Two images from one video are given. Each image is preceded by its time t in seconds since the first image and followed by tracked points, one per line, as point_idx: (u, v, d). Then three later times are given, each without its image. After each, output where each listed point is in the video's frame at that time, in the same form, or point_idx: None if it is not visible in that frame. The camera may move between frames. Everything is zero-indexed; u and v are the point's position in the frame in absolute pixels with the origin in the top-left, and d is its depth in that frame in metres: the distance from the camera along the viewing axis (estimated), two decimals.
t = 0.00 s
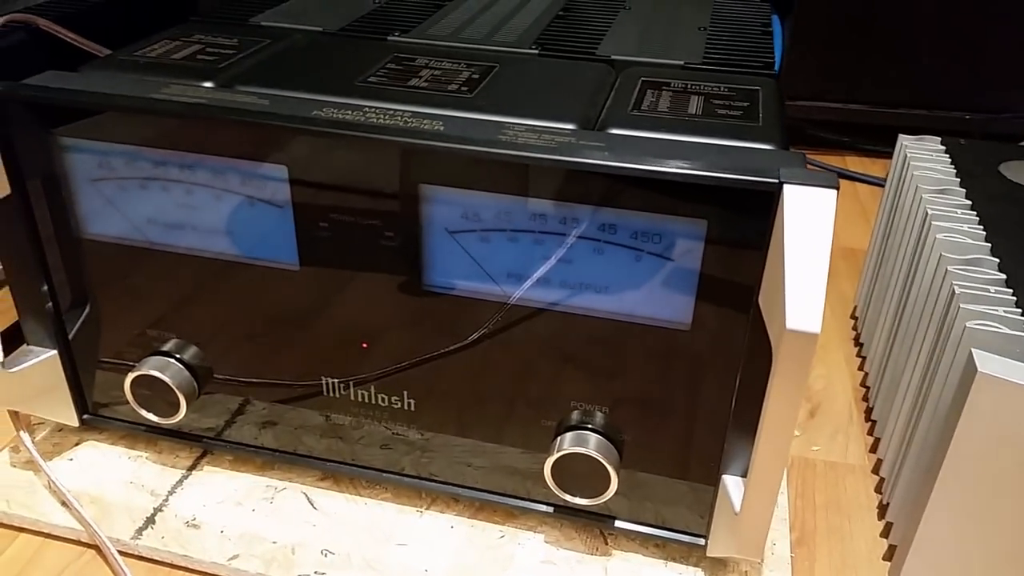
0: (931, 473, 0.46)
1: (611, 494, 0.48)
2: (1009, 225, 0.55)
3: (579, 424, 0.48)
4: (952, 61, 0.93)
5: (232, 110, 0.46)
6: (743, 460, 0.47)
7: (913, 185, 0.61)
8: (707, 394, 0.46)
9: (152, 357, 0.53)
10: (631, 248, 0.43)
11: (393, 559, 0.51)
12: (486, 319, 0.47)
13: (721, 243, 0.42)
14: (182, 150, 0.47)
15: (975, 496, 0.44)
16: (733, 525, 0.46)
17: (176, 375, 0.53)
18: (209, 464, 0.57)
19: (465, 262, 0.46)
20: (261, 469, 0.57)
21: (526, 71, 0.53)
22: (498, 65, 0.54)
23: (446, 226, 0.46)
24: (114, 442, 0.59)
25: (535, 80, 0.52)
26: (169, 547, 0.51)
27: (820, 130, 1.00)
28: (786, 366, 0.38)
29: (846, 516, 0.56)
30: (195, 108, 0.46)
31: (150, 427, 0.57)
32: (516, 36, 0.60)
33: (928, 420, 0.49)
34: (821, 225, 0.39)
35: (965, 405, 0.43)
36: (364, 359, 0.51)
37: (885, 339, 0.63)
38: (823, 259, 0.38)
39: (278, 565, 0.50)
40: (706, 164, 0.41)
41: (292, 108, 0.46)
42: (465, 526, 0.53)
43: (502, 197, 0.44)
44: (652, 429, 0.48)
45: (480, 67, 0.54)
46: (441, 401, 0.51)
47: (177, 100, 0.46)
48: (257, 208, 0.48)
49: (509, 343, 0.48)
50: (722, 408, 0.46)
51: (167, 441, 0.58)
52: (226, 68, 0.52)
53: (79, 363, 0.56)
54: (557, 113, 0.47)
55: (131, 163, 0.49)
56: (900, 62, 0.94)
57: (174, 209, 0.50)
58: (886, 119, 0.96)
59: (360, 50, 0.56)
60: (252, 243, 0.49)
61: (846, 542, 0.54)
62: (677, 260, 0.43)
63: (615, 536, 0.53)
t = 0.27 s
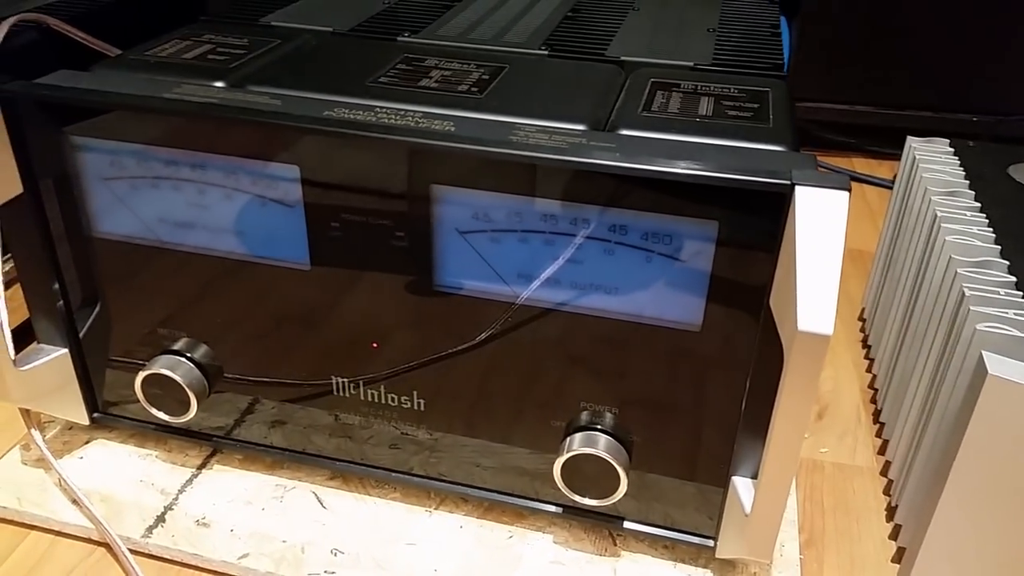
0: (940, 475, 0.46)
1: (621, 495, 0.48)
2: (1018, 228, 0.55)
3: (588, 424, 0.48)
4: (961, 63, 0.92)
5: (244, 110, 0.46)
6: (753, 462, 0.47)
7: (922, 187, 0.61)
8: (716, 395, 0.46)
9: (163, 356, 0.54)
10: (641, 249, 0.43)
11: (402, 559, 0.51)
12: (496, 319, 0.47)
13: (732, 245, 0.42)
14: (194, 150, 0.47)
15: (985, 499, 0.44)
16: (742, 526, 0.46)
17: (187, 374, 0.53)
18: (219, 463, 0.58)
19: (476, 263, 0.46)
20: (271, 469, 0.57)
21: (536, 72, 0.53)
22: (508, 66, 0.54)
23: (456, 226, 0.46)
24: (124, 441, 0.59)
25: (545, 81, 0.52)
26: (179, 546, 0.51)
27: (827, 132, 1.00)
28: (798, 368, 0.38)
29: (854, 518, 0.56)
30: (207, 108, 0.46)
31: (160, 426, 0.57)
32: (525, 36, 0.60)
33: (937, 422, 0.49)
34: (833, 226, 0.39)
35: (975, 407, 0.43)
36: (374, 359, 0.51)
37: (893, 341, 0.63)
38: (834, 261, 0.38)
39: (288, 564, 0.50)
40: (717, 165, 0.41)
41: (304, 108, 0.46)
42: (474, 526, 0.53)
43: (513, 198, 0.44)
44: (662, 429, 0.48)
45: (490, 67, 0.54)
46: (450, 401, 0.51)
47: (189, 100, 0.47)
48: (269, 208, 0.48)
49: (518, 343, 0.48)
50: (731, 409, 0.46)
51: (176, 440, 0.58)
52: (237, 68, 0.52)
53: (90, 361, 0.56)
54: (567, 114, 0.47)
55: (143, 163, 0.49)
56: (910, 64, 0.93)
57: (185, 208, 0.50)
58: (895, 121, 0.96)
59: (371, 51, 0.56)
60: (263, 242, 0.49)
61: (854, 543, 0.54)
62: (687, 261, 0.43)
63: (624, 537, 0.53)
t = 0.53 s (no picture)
0: (958, 486, 0.46)
1: (637, 504, 0.48)
2: None
3: (603, 433, 0.49)
4: (978, 71, 0.92)
5: (263, 120, 0.46)
6: (769, 472, 0.47)
7: (936, 196, 0.61)
8: (733, 404, 0.46)
9: (180, 362, 0.54)
10: (658, 258, 0.44)
11: (418, 567, 0.51)
12: (512, 328, 0.48)
13: (750, 254, 0.42)
14: (213, 159, 0.48)
15: (1003, 510, 0.44)
16: (759, 536, 0.46)
17: (204, 381, 0.53)
18: (235, 469, 0.58)
19: (493, 271, 0.47)
20: (287, 475, 0.57)
21: (552, 80, 0.53)
22: (524, 74, 0.55)
23: (473, 234, 0.46)
24: (140, 447, 0.59)
25: (561, 89, 0.52)
26: (196, 552, 0.51)
27: (839, 138, 1.00)
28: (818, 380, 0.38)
29: (870, 526, 0.56)
30: (225, 117, 0.46)
31: (176, 432, 0.58)
32: (540, 45, 0.60)
33: (954, 432, 0.49)
34: (852, 237, 0.39)
35: (994, 418, 0.43)
36: (390, 367, 0.51)
37: (908, 349, 0.63)
38: (854, 271, 0.38)
39: (304, 571, 0.51)
40: (735, 175, 0.41)
41: (322, 117, 0.47)
42: (489, 534, 0.53)
43: (530, 207, 0.44)
44: (678, 438, 0.48)
45: (506, 76, 0.54)
46: (466, 409, 0.51)
47: (207, 109, 0.47)
48: (287, 216, 0.48)
49: (534, 351, 0.48)
50: (748, 418, 0.46)
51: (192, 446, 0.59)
52: (255, 77, 0.52)
53: (106, 368, 0.56)
54: (584, 123, 0.47)
55: (162, 171, 0.49)
56: (926, 71, 0.93)
57: (203, 216, 0.50)
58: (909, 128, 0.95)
59: (386, 60, 0.56)
60: (281, 250, 0.50)
61: (869, 552, 0.54)
62: (705, 270, 0.43)
63: (639, 546, 0.53)
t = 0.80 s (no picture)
0: (974, 492, 0.46)
1: (651, 508, 0.48)
2: None
3: (617, 438, 0.49)
4: (997, 75, 0.91)
5: (279, 124, 0.46)
6: (784, 477, 0.47)
7: (951, 201, 0.61)
8: (748, 409, 0.46)
9: (194, 365, 0.54)
10: (674, 263, 0.44)
11: (430, 570, 0.51)
12: (526, 332, 0.48)
13: (766, 259, 0.42)
14: (229, 163, 0.48)
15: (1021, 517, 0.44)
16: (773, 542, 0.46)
17: (218, 384, 0.53)
18: (248, 471, 0.58)
19: (508, 276, 0.47)
20: (300, 478, 0.58)
21: (566, 85, 0.54)
22: (538, 79, 0.55)
23: (488, 239, 0.46)
24: (153, 449, 0.60)
25: (576, 94, 0.52)
26: (209, 554, 0.52)
27: (851, 142, 1.00)
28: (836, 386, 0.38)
29: (883, 532, 0.56)
30: (241, 121, 0.47)
31: (190, 434, 0.58)
32: (554, 49, 0.60)
33: (970, 438, 0.49)
34: (869, 242, 0.39)
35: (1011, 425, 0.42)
36: (403, 370, 0.51)
37: (921, 355, 0.62)
38: (872, 278, 0.38)
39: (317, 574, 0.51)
40: (751, 180, 0.41)
41: (337, 122, 0.47)
42: (501, 538, 0.53)
43: (545, 212, 0.44)
44: (692, 443, 0.48)
45: (520, 80, 0.54)
46: (479, 413, 0.51)
47: (224, 113, 0.47)
48: (303, 220, 0.49)
49: (548, 355, 0.48)
50: (763, 423, 0.46)
51: (205, 448, 0.59)
52: (270, 81, 0.53)
53: (121, 370, 0.57)
54: (599, 127, 0.47)
55: (178, 174, 0.49)
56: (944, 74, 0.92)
57: (219, 220, 0.50)
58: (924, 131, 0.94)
59: (401, 64, 0.57)
60: (296, 253, 0.50)
61: (883, 558, 0.54)
62: (721, 276, 0.43)
63: (652, 551, 0.53)
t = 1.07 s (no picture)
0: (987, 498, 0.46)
1: (662, 513, 0.48)
2: None
3: (628, 442, 0.49)
4: (1007, 79, 0.90)
5: (292, 127, 0.46)
6: (796, 483, 0.47)
7: (962, 205, 0.61)
8: (760, 414, 0.46)
9: (206, 367, 0.54)
10: (687, 268, 0.44)
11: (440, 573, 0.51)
12: (537, 336, 0.48)
13: (780, 264, 0.42)
14: (243, 166, 0.48)
15: None
16: (784, 547, 0.46)
17: (230, 386, 0.53)
18: (258, 473, 0.58)
19: (519, 279, 0.47)
20: (310, 480, 0.58)
21: (578, 88, 0.54)
22: (550, 82, 0.55)
23: (500, 243, 0.46)
24: (164, 450, 0.60)
25: (587, 98, 0.52)
26: (220, 556, 0.52)
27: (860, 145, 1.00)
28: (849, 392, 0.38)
29: (893, 537, 0.55)
30: (254, 124, 0.47)
31: (200, 436, 0.58)
32: (565, 52, 0.60)
33: (982, 444, 0.49)
34: (883, 248, 0.39)
35: None
36: (414, 373, 0.51)
37: (931, 360, 0.62)
38: (885, 283, 0.38)
39: None
40: (764, 185, 0.41)
41: (350, 125, 0.47)
42: (511, 541, 0.53)
43: (558, 216, 0.44)
44: (703, 447, 0.48)
45: (532, 84, 0.54)
46: (490, 416, 0.51)
47: (236, 116, 0.47)
48: (315, 223, 0.49)
49: (560, 358, 0.48)
50: (774, 428, 0.46)
51: (216, 450, 0.59)
52: (283, 84, 0.53)
53: (132, 372, 0.57)
54: (611, 131, 0.47)
55: (192, 177, 0.50)
56: (955, 78, 0.91)
57: (232, 222, 0.50)
58: (935, 136, 0.94)
59: (413, 67, 0.57)
60: (309, 256, 0.50)
61: (893, 563, 0.54)
62: (734, 280, 0.43)
63: (662, 555, 0.53)
